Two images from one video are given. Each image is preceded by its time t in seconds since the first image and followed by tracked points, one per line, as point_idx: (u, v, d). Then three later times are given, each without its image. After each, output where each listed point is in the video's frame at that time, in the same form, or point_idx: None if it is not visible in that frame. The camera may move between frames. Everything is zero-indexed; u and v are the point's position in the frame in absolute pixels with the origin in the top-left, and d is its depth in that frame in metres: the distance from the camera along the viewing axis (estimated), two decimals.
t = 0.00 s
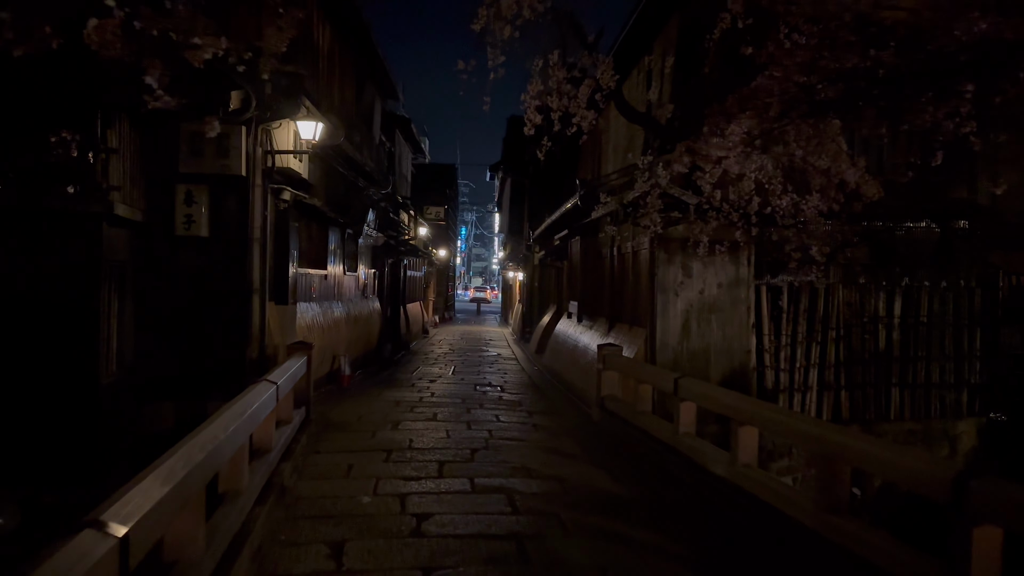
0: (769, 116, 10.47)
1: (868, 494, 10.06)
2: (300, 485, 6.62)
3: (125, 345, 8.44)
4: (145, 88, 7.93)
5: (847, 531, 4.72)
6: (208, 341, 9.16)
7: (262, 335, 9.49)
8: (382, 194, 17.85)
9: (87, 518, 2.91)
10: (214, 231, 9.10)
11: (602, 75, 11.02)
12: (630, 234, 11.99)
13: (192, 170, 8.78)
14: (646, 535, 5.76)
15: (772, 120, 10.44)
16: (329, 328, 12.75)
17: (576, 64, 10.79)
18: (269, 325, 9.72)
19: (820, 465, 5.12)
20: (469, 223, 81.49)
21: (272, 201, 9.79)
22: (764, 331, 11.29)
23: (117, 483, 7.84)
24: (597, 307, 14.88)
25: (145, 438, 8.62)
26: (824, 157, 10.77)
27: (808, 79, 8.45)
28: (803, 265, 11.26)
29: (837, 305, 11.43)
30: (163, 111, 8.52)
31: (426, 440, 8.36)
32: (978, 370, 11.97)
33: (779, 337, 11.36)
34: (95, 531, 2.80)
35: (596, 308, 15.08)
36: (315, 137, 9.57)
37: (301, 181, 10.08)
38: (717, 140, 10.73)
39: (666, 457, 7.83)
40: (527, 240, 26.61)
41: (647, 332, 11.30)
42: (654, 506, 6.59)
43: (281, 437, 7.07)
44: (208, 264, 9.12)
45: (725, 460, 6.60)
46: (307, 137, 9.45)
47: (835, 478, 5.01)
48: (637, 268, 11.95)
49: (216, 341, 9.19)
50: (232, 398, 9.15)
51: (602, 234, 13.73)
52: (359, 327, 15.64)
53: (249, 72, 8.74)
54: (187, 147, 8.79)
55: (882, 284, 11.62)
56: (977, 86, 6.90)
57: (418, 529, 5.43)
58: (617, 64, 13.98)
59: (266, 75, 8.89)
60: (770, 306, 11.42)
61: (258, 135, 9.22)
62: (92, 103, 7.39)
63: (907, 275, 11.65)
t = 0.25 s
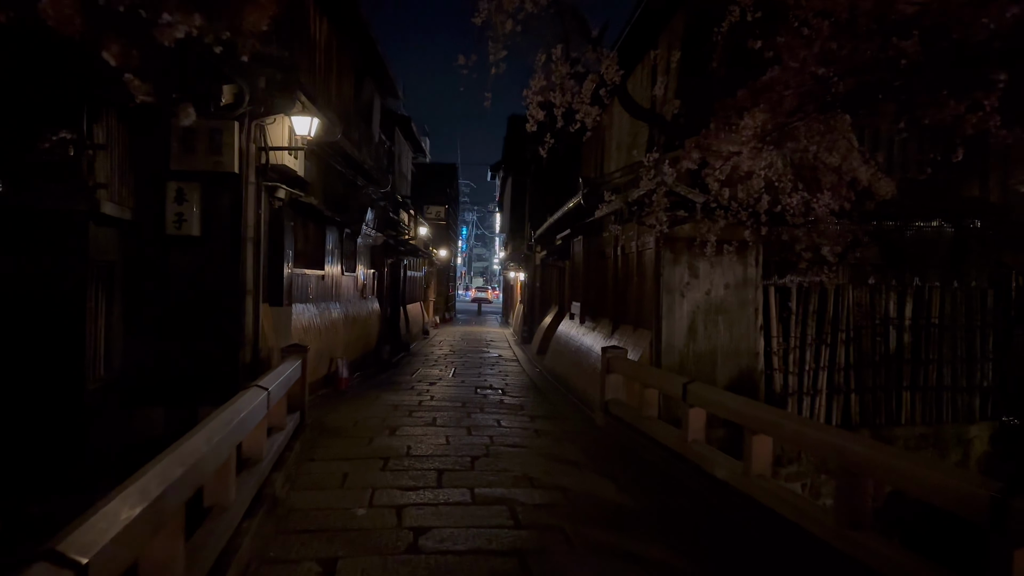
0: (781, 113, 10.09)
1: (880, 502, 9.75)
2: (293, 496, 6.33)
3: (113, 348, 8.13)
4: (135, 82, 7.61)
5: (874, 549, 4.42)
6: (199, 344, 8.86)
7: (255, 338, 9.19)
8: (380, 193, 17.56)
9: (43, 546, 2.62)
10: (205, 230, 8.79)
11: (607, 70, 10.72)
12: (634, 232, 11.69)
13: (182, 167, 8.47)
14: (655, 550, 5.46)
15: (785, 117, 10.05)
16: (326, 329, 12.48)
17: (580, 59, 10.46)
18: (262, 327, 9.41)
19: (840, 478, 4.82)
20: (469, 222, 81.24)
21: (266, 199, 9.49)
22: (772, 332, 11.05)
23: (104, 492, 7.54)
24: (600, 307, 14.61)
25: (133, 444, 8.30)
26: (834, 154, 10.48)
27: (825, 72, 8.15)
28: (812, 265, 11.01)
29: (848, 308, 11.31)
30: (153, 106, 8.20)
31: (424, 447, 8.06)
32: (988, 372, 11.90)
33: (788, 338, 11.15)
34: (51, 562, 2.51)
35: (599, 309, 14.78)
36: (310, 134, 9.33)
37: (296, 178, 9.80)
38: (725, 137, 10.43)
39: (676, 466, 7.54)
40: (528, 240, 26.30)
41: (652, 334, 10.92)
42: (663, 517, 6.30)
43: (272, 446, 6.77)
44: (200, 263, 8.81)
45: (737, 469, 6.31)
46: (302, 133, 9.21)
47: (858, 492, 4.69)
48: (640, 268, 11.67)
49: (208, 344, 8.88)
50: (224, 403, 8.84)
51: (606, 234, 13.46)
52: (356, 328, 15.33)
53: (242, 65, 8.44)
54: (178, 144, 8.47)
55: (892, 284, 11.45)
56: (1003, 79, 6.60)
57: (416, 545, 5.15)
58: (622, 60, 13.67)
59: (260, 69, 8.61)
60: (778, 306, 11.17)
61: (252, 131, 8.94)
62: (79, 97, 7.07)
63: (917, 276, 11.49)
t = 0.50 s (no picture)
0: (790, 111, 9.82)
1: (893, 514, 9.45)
2: (282, 512, 6.04)
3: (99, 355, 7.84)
4: (120, 79, 7.29)
5: None
6: (188, 349, 8.56)
7: (246, 344, 8.89)
8: (379, 194, 17.29)
9: None
10: (195, 232, 8.50)
11: (610, 67, 10.43)
12: (638, 233, 11.38)
13: (172, 167, 8.18)
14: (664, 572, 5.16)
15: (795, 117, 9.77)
16: (323, 334, 12.19)
17: (583, 56, 10.18)
18: (254, 333, 9.11)
19: (859, 499, 4.54)
20: (470, 223, 80.96)
21: (258, 201, 9.21)
22: (780, 338, 10.76)
23: (88, 505, 7.25)
24: (603, 311, 14.33)
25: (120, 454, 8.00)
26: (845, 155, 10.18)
27: (840, 68, 7.82)
28: (821, 268, 10.77)
29: (858, 311, 11.05)
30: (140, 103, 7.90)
31: (421, 459, 7.75)
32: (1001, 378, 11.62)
33: (796, 344, 10.86)
34: None
35: (602, 312, 14.49)
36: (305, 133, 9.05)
37: (289, 179, 9.51)
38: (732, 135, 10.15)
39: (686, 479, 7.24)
40: (530, 241, 25.99)
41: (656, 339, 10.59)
42: (671, 535, 6.01)
43: (260, 459, 6.48)
44: (189, 267, 8.52)
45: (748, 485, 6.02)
46: (296, 132, 8.92)
47: (876, 511, 4.32)
48: (643, 271, 11.39)
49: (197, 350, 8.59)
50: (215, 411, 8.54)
51: (608, 236, 13.18)
52: (354, 332, 15.05)
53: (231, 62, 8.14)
54: (167, 144, 8.19)
55: (903, 288, 11.17)
56: None
57: (409, 568, 4.86)
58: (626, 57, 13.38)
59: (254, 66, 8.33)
60: (786, 311, 10.88)
61: (241, 131, 8.65)
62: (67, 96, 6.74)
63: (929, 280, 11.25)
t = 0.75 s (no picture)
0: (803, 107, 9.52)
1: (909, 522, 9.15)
2: (275, 526, 5.76)
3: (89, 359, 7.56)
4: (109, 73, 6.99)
5: None
6: (180, 353, 8.29)
7: (240, 347, 8.60)
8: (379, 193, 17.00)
9: None
10: (187, 232, 8.23)
11: (616, 63, 10.16)
12: (644, 233, 11.09)
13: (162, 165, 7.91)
14: None
15: (807, 114, 9.46)
16: (320, 336, 11.91)
17: (588, 51, 9.90)
18: (248, 336, 8.82)
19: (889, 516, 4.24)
20: (471, 224, 80.68)
21: (252, 200, 8.90)
22: (790, 341, 10.46)
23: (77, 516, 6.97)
24: (607, 313, 14.05)
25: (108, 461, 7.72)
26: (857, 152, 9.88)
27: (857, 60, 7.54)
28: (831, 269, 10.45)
29: (869, 313, 10.69)
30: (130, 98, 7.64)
31: (420, 468, 7.45)
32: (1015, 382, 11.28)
33: (807, 347, 10.57)
34: None
35: (606, 315, 14.19)
36: (301, 129, 8.72)
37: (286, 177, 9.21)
38: (741, 132, 9.87)
39: (697, 490, 6.95)
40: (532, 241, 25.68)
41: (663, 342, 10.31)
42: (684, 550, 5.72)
43: (252, 470, 6.20)
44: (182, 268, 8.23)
45: (764, 497, 5.73)
46: (291, 128, 8.60)
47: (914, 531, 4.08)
48: (650, 273, 11.08)
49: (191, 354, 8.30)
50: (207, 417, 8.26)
51: (613, 236, 12.91)
52: (354, 334, 14.74)
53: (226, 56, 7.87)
54: (158, 141, 7.93)
55: (916, 289, 10.85)
56: None
57: None
58: (631, 53, 13.10)
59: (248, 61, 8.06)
60: (796, 313, 10.60)
61: (235, 126, 8.35)
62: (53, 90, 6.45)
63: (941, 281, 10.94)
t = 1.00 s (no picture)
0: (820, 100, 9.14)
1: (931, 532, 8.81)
2: (267, 541, 5.42)
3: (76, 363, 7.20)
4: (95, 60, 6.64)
5: None
6: (173, 356, 7.95)
7: (236, 350, 8.27)
8: (380, 191, 16.67)
9: None
10: (180, 231, 7.90)
11: (626, 55, 9.81)
12: (653, 231, 10.76)
13: (154, 160, 7.58)
14: None
15: (826, 108, 9.09)
16: (319, 338, 11.56)
17: (597, 43, 9.56)
18: (244, 339, 8.47)
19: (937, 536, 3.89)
20: (473, 224, 80.37)
21: (248, 196, 8.56)
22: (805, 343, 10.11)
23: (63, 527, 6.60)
24: (613, 314, 13.70)
25: (97, 470, 7.38)
26: (879, 147, 9.46)
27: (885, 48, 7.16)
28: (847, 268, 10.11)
29: (884, 314, 10.34)
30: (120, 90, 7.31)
31: (422, 477, 7.10)
32: None
33: (822, 349, 10.24)
34: None
35: (612, 316, 13.85)
36: (298, 123, 8.32)
37: (282, 173, 8.85)
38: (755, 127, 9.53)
39: (711, 501, 6.57)
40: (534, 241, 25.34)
41: (674, 345, 9.96)
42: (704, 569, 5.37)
43: (244, 481, 5.84)
44: (175, 269, 7.90)
45: (790, 514, 5.38)
46: (288, 122, 8.20)
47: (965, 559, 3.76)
48: (659, 272, 10.74)
49: (184, 358, 7.97)
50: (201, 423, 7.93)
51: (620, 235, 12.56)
52: (354, 335, 14.40)
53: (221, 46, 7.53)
54: (149, 135, 7.60)
55: (934, 291, 10.49)
56: None
57: None
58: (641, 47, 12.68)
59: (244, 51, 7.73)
60: (810, 314, 10.25)
61: (231, 121, 8.04)
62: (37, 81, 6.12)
63: (960, 282, 10.56)
